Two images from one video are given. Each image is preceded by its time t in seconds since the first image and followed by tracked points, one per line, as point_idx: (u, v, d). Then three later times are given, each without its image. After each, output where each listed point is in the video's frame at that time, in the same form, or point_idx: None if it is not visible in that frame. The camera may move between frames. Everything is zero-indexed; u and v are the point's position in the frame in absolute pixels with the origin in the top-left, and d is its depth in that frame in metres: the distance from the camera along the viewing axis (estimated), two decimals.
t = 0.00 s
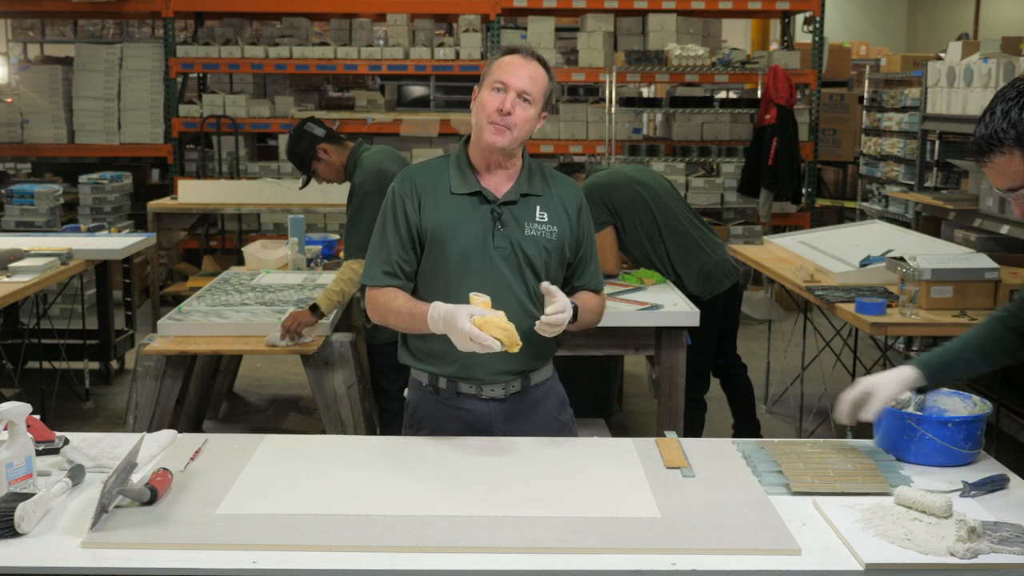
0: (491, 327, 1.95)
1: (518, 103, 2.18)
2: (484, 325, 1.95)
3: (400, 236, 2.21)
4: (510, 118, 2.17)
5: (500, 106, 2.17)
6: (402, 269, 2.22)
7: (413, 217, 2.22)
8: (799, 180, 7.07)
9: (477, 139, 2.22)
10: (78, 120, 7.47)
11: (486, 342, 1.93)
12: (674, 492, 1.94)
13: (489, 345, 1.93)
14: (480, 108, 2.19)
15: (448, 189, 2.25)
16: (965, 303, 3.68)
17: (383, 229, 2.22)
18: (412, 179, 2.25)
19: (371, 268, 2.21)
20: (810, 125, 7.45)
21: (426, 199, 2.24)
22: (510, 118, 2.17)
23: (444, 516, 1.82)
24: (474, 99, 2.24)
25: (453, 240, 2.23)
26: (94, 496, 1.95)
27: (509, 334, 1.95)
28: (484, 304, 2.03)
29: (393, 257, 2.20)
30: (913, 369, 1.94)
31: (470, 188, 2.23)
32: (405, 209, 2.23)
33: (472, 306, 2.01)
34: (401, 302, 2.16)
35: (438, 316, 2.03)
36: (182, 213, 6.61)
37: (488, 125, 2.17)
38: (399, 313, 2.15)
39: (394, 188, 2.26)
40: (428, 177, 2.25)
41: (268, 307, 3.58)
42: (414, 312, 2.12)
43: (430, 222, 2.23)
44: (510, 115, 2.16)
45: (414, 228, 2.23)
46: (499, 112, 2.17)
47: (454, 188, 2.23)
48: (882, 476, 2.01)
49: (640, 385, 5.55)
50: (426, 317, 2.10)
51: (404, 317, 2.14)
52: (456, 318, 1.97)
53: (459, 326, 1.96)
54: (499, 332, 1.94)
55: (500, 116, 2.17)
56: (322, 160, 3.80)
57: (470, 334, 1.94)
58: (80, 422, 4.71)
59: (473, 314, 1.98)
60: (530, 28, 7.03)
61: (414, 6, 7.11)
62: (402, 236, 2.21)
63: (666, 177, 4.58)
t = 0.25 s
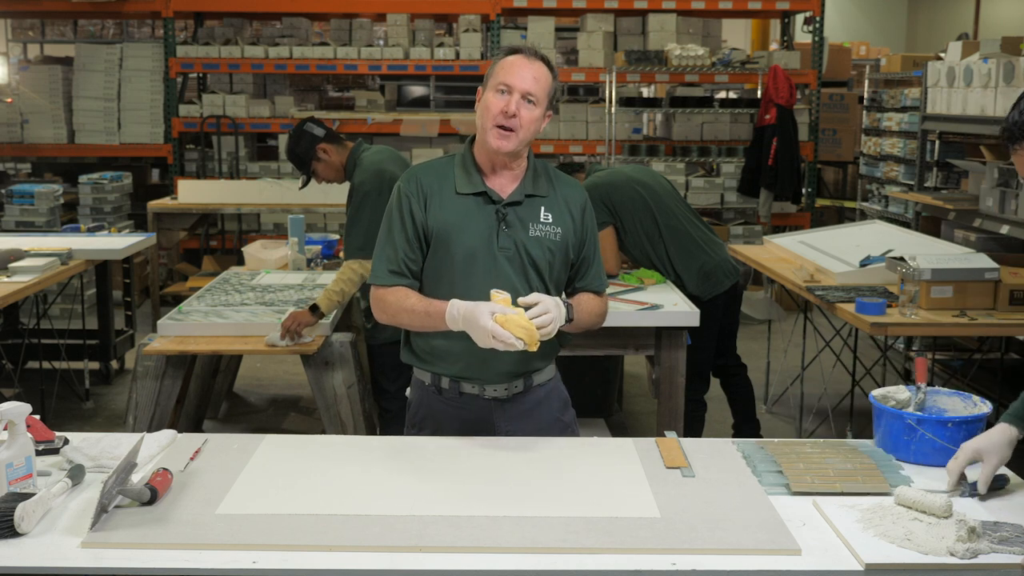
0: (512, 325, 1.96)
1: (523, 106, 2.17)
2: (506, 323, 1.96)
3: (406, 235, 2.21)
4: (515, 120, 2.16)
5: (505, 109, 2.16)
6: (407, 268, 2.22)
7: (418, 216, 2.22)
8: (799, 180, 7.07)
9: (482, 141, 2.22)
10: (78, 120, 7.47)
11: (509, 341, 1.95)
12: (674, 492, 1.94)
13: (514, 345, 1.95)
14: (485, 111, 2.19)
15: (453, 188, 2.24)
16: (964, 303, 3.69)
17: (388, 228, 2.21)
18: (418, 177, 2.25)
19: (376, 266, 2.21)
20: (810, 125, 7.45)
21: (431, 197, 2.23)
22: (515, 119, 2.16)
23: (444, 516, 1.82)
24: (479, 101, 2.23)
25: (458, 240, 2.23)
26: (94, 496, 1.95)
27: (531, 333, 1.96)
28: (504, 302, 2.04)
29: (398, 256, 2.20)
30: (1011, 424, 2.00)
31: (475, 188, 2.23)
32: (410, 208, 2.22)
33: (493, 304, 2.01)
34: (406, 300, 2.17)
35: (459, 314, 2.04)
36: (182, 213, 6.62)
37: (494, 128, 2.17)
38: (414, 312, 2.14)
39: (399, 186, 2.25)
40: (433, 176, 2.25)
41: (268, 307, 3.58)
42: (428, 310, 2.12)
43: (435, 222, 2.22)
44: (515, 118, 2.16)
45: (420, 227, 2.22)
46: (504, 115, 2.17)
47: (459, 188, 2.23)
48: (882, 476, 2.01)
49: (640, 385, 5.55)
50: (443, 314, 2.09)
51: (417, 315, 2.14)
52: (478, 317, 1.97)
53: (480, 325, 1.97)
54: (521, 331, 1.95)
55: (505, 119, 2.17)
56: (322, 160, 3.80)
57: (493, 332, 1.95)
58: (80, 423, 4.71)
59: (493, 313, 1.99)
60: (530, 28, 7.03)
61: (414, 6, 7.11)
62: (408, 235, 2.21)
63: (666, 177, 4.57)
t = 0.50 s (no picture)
0: (515, 328, 1.95)
1: (533, 105, 2.17)
2: (508, 326, 1.95)
3: (415, 235, 2.21)
4: (525, 119, 2.16)
5: (516, 108, 2.16)
6: (415, 268, 2.22)
7: (428, 216, 2.22)
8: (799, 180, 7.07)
9: (493, 141, 2.22)
10: (78, 120, 7.47)
11: (509, 343, 1.93)
12: (674, 492, 1.94)
13: (516, 349, 1.94)
14: (495, 112, 2.19)
15: (463, 188, 2.25)
16: (964, 303, 3.69)
17: (398, 227, 2.22)
18: (427, 177, 2.25)
19: (385, 266, 2.21)
20: (809, 125, 7.45)
21: (441, 197, 2.23)
22: (525, 119, 2.16)
23: (444, 516, 1.82)
24: (488, 102, 2.23)
25: (468, 241, 2.23)
26: (94, 496, 1.95)
27: (534, 336, 1.94)
28: (507, 305, 2.03)
29: (407, 256, 2.20)
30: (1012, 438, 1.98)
31: (485, 188, 2.23)
32: (420, 207, 2.22)
33: (495, 307, 2.01)
34: (414, 300, 2.17)
35: (462, 317, 2.04)
36: (182, 213, 6.62)
37: (505, 128, 2.17)
38: (418, 313, 2.15)
39: (409, 186, 2.25)
40: (443, 176, 2.25)
41: (268, 307, 3.58)
42: (434, 313, 2.13)
43: (445, 221, 2.22)
44: (525, 117, 2.16)
45: (429, 227, 2.23)
46: (514, 116, 2.17)
47: (469, 188, 2.23)
48: (882, 476, 2.01)
49: (640, 385, 5.55)
50: (446, 317, 2.11)
51: (422, 316, 2.15)
52: (480, 320, 1.97)
53: (483, 329, 1.96)
54: (523, 335, 1.94)
55: (515, 119, 2.17)
56: (321, 160, 3.80)
57: (495, 335, 1.94)
58: (80, 423, 4.71)
59: (496, 316, 1.98)
60: (530, 27, 7.02)
61: (413, 6, 7.11)
62: (417, 235, 2.21)
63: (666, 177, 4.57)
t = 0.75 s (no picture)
0: (514, 332, 1.94)
1: (547, 104, 2.16)
2: (508, 328, 1.95)
3: (427, 234, 2.23)
4: (539, 118, 2.16)
5: (529, 108, 2.16)
6: (428, 267, 2.23)
7: (440, 215, 2.23)
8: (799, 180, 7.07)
9: (507, 140, 2.22)
10: (78, 120, 7.47)
11: (508, 347, 1.93)
12: (675, 492, 1.94)
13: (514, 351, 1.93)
14: (509, 110, 2.19)
15: (476, 187, 2.25)
16: (964, 303, 3.69)
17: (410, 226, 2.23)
18: (441, 176, 2.26)
19: (398, 265, 2.22)
20: (809, 125, 7.45)
21: (455, 197, 2.24)
22: (539, 118, 2.16)
23: (446, 516, 1.82)
24: (502, 100, 2.23)
25: (481, 240, 2.23)
26: (94, 495, 1.95)
27: (534, 340, 1.94)
28: (514, 308, 2.03)
29: (420, 255, 2.22)
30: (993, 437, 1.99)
31: (498, 188, 2.24)
32: (433, 206, 2.23)
33: (501, 310, 2.01)
34: (424, 299, 2.18)
35: (470, 320, 2.05)
36: (182, 213, 6.62)
37: (519, 128, 2.17)
38: (428, 312, 2.16)
39: (423, 185, 2.26)
40: (457, 175, 2.26)
41: (268, 307, 3.58)
42: (445, 313, 2.13)
43: (458, 220, 2.23)
44: (539, 116, 2.16)
45: (442, 226, 2.24)
46: (528, 115, 2.17)
47: (483, 187, 2.24)
48: (881, 476, 2.02)
49: (641, 385, 5.55)
50: (456, 318, 2.12)
51: (432, 316, 2.16)
52: (484, 322, 1.98)
53: (486, 331, 1.97)
54: (522, 337, 1.93)
55: (529, 118, 2.17)
56: (321, 160, 3.80)
57: (495, 337, 1.94)
58: (80, 423, 4.71)
59: (500, 318, 1.98)
60: (530, 27, 7.01)
61: (414, 6, 7.11)
62: (429, 234, 2.22)
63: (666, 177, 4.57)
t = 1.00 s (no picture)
0: (518, 339, 1.94)
1: (562, 106, 2.17)
2: (512, 335, 1.94)
3: (444, 234, 2.27)
4: (558, 121, 2.18)
5: (546, 111, 2.17)
6: (444, 266, 2.27)
7: (457, 215, 2.27)
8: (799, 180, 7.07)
9: (524, 141, 2.24)
10: (78, 120, 7.47)
11: (509, 353, 1.92)
12: (674, 492, 1.94)
13: (513, 358, 1.92)
14: (525, 112, 2.21)
15: (493, 187, 2.29)
16: (964, 303, 3.68)
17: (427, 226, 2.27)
18: (458, 176, 2.30)
19: (415, 264, 2.26)
20: (809, 125, 7.45)
21: (471, 196, 2.28)
22: (556, 121, 2.18)
23: (446, 516, 1.82)
24: (518, 101, 2.25)
25: (498, 239, 2.27)
26: (94, 496, 1.95)
27: (534, 348, 1.92)
28: (527, 317, 2.02)
29: (436, 255, 2.26)
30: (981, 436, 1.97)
31: (515, 187, 2.27)
32: (449, 206, 2.27)
33: (511, 316, 2.01)
34: (439, 298, 2.22)
35: (481, 322, 2.05)
36: (182, 213, 6.62)
37: (536, 130, 2.19)
38: (445, 313, 2.19)
39: (440, 185, 2.30)
40: (473, 175, 2.29)
41: (267, 307, 3.59)
42: (457, 313, 2.15)
43: (474, 220, 2.27)
44: (556, 119, 2.17)
45: (458, 226, 2.28)
46: (543, 117, 2.18)
47: (499, 187, 2.27)
48: (881, 477, 2.02)
49: (641, 386, 5.54)
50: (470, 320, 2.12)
51: (447, 315, 2.18)
52: (491, 326, 1.98)
53: (492, 335, 1.97)
54: (523, 345, 1.92)
55: (545, 120, 2.18)
56: (321, 159, 3.80)
57: (498, 342, 1.94)
58: (80, 423, 4.71)
59: (507, 325, 1.98)
60: (530, 27, 7.00)
61: (414, 6, 7.11)
62: (446, 234, 2.26)
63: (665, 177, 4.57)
